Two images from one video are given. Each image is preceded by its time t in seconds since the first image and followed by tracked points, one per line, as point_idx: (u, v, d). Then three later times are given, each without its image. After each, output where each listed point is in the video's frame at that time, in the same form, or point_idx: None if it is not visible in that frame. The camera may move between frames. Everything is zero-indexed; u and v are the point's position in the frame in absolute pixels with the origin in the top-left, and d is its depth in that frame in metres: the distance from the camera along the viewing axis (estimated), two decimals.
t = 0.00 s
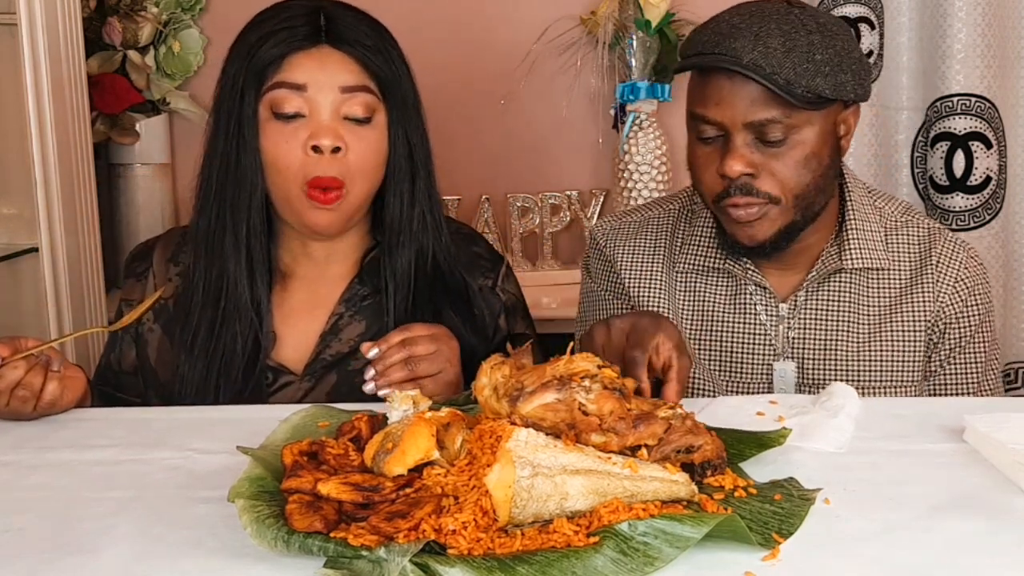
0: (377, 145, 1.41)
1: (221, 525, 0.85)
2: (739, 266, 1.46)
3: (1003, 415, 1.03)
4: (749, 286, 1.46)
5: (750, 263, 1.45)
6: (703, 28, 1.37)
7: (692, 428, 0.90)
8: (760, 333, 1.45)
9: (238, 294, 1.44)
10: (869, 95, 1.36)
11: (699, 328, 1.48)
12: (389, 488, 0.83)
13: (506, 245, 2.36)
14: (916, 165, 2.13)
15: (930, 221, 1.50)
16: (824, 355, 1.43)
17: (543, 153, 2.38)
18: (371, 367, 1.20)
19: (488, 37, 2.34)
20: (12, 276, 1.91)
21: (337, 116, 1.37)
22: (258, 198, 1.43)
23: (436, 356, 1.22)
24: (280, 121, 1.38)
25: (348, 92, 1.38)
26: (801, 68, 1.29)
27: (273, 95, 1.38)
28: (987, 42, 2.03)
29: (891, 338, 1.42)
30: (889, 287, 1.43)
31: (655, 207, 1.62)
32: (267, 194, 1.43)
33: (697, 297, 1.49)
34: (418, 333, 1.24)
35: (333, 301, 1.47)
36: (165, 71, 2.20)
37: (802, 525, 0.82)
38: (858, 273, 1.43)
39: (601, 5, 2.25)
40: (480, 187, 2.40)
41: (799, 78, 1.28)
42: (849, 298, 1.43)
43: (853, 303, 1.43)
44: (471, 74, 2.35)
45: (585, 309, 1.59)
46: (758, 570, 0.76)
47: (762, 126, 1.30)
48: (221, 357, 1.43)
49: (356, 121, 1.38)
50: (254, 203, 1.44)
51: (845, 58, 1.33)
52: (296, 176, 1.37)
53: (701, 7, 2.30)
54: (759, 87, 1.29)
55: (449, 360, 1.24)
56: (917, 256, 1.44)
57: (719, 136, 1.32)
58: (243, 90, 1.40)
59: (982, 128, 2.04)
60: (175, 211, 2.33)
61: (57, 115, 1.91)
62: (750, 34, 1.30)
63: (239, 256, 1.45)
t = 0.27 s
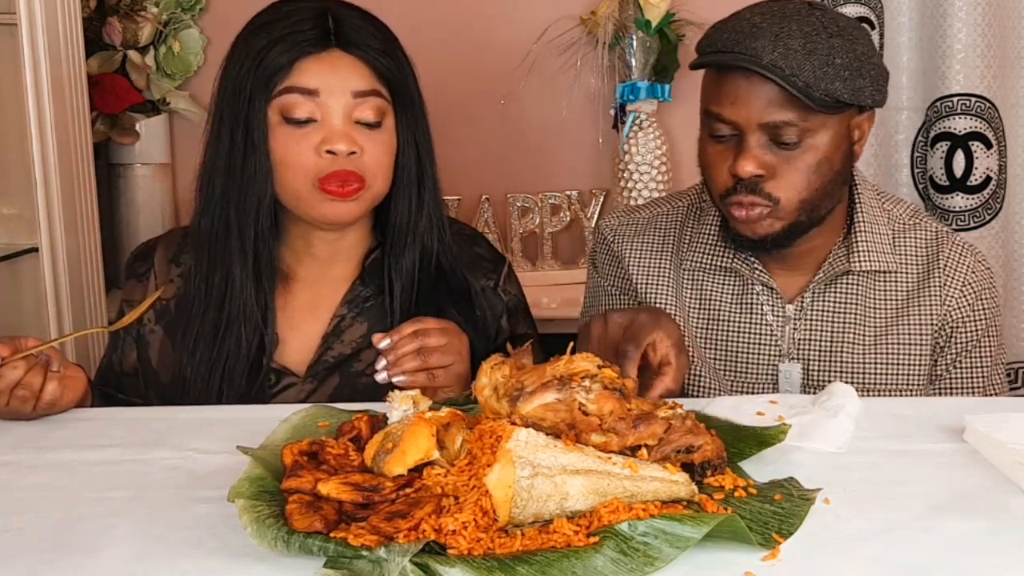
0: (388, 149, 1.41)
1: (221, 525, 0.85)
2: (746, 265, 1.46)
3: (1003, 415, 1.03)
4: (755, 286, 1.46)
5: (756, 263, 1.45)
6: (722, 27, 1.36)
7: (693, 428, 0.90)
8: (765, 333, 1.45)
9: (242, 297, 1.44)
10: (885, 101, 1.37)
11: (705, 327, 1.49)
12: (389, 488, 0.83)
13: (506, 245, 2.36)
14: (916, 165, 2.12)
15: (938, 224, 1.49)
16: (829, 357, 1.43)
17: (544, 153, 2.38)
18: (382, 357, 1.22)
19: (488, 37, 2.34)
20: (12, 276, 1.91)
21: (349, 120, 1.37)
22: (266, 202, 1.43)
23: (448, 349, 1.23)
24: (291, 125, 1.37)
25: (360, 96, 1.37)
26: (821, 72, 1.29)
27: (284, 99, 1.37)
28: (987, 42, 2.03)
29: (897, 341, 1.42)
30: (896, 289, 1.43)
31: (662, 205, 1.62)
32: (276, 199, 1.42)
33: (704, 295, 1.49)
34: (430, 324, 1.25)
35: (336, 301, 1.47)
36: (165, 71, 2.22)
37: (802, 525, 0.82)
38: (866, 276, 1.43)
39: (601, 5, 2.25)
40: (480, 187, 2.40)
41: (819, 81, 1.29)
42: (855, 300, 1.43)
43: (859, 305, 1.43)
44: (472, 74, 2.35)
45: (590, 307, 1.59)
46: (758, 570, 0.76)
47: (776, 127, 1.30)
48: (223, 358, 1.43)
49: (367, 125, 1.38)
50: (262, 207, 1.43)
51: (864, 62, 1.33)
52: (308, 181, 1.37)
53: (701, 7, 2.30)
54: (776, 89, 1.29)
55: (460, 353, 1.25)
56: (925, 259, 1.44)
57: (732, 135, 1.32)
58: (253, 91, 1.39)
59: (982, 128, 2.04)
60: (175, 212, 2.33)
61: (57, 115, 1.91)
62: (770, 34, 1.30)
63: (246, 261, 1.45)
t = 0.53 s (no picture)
0: (394, 153, 1.41)
1: (221, 525, 0.85)
2: (750, 265, 1.46)
3: (1003, 415, 1.03)
4: (759, 286, 1.46)
5: (760, 262, 1.45)
6: (736, 23, 1.36)
7: (693, 428, 0.90)
8: (768, 333, 1.45)
9: (246, 300, 1.45)
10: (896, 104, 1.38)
11: (709, 326, 1.48)
12: (389, 488, 0.83)
13: (506, 246, 2.36)
14: (916, 165, 2.12)
15: (942, 227, 1.50)
16: (832, 358, 1.43)
17: (544, 153, 2.39)
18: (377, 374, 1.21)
19: (489, 37, 2.34)
20: (12, 276, 1.91)
21: (356, 124, 1.37)
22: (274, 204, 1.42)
23: (441, 363, 1.24)
24: (298, 128, 1.37)
25: (367, 100, 1.37)
26: (835, 72, 1.29)
27: (291, 101, 1.37)
28: (987, 42, 2.03)
29: (901, 343, 1.42)
30: (901, 291, 1.43)
31: (665, 204, 1.62)
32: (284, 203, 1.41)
33: (708, 295, 1.49)
34: (425, 340, 1.26)
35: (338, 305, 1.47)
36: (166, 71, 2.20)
37: (802, 525, 0.82)
38: (871, 277, 1.43)
39: (601, 5, 2.24)
40: (480, 187, 2.40)
41: (833, 81, 1.29)
42: (860, 302, 1.43)
43: (864, 307, 1.43)
44: (472, 74, 2.35)
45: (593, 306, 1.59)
46: (758, 570, 0.76)
47: (788, 126, 1.30)
48: (226, 363, 1.43)
49: (374, 130, 1.38)
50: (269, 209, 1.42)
51: (876, 65, 1.33)
52: (315, 186, 1.37)
53: (701, 7, 2.30)
54: (790, 87, 1.29)
55: (455, 367, 1.25)
56: (930, 262, 1.44)
57: (742, 132, 1.32)
58: (258, 93, 1.39)
59: (982, 128, 2.05)
60: (175, 212, 2.32)
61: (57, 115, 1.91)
62: (786, 33, 1.30)
63: (251, 265, 1.45)
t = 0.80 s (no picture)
0: (394, 153, 1.41)
1: (221, 525, 0.85)
2: (751, 265, 1.46)
3: (1003, 415, 1.03)
4: (760, 285, 1.46)
5: (761, 262, 1.45)
6: (741, 22, 1.36)
7: (693, 428, 0.90)
8: (770, 333, 1.45)
9: (245, 302, 1.44)
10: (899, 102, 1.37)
11: (710, 326, 1.48)
12: (389, 488, 0.83)
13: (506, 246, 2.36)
14: (916, 165, 2.12)
15: (944, 227, 1.50)
16: (833, 358, 1.43)
17: (544, 153, 2.39)
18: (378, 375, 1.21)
19: (488, 36, 2.34)
20: (12, 276, 1.91)
21: (356, 125, 1.37)
22: (271, 207, 1.42)
23: (441, 364, 1.24)
24: (296, 130, 1.37)
25: (366, 100, 1.37)
26: (840, 71, 1.29)
27: (289, 103, 1.36)
28: (987, 42, 2.03)
29: (902, 343, 1.42)
30: (902, 292, 1.43)
31: (666, 204, 1.62)
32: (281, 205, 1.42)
33: (709, 295, 1.49)
34: (425, 340, 1.26)
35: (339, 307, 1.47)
36: (165, 71, 2.21)
37: (802, 525, 0.82)
38: (872, 277, 1.43)
39: (601, 5, 2.24)
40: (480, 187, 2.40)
41: (838, 80, 1.29)
42: (861, 302, 1.43)
43: (865, 307, 1.43)
44: (472, 74, 2.35)
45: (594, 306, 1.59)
46: (758, 570, 0.76)
47: (793, 125, 1.30)
48: (225, 365, 1.43)
49: (373, 131, 1.38)
50: (267, 212, 1.43)
51: (880, 64, 1.33)
52: (315, 188, 1.37)
53: (701, 7, 2.30)
54: (796, 86, 1.29)
55: (454, 367, 1.26)
56: (931, 262, 1.44)
57: (747, 132, 1.32)
58: (257, 95, 1.39)
59: (982, 128, 2.05)
60: (175, 212, 2.32)
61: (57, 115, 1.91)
62: (791, 32, 1.30)
63: (250, 267, 1.45)
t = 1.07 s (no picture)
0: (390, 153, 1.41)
1: (221, 525, 0.85)
2: (751, 265, 1.45)
3: (1003, 415, 1.03)
4: (760, 285, 1.46)
5: (761, 262, 1.45)
6: (741, 23, 1.36)
7: (692, 428, 0.90)
8: (770, 332, 1.45)
9: (246, 306, 1.45)
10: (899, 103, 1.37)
11: (710, 326, 1.48)
12: (389, 488, 0.83)
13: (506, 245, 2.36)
14: (916, 165, 2.12)
15: (943, 226, 1.50)
16: (834, 357, 1.43)
17: (544, 153, 2.39)
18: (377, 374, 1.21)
19: (488, 36, 2.34)
20: (12, 275, 1.91)
21: (352, 127, 1.37)
22: (270, 209, 1.42)
23: (441, 364, 1.24)
24: (292, 132, 1.37)
25: (363, 102, 1.37)
26: (842, 73, 1.29)
27: (285, 105, 1.36)
28: (987, 42, 2.03)
29: (902, 342, 1.42)
30: (902, 291, 1.43)
31: (666, 204, 1.62)
32: (280, 208, 1.42)
33: (709, 295, 1.49)
34: (425, 340, 1.26)
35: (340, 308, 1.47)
36: (165, 71, 2.21)
37: (802, 525, 0.82)
38: (872, 276, 1.43)
39: (601, 5, 2.24)
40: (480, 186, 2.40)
41: (840, 82, 1.29)
42: (860, 301, 1.43)
43: (865, 306, 1.43)
44: (472, 74, 2.35)
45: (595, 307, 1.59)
46: (758, 570, 0.76)
47: (795, 127, 1.30)
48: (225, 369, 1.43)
49: (369, 132, 1.38)
50: (266, 215, 1.43)
51: (880, 64, 1.34)
52: (311, 190, 1.37)
53: (701, 7, 2.30)
54: (798, 89, 1.29)
55: (455, 367, 1.26)
56: (931, 261, 1.44)
57: (748, 134, 1.32)
58: (255, 97, 1.39)
59: (982, 128, 2.05)
60: (174, 212, 2.32)
61: (57, 115, 1.91)
62: (793, 34, 1.30)
63: (250, 270, 1.45)
